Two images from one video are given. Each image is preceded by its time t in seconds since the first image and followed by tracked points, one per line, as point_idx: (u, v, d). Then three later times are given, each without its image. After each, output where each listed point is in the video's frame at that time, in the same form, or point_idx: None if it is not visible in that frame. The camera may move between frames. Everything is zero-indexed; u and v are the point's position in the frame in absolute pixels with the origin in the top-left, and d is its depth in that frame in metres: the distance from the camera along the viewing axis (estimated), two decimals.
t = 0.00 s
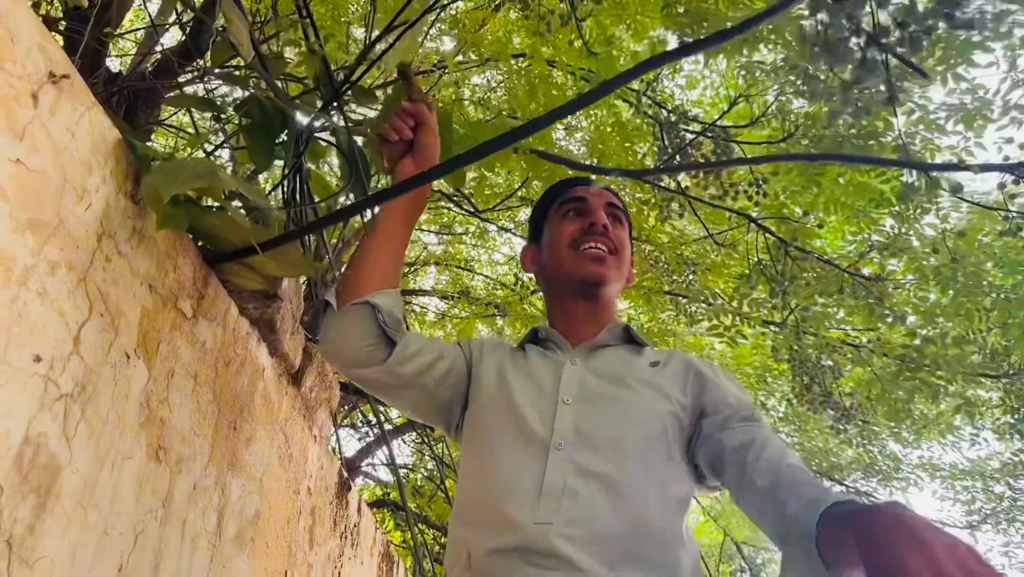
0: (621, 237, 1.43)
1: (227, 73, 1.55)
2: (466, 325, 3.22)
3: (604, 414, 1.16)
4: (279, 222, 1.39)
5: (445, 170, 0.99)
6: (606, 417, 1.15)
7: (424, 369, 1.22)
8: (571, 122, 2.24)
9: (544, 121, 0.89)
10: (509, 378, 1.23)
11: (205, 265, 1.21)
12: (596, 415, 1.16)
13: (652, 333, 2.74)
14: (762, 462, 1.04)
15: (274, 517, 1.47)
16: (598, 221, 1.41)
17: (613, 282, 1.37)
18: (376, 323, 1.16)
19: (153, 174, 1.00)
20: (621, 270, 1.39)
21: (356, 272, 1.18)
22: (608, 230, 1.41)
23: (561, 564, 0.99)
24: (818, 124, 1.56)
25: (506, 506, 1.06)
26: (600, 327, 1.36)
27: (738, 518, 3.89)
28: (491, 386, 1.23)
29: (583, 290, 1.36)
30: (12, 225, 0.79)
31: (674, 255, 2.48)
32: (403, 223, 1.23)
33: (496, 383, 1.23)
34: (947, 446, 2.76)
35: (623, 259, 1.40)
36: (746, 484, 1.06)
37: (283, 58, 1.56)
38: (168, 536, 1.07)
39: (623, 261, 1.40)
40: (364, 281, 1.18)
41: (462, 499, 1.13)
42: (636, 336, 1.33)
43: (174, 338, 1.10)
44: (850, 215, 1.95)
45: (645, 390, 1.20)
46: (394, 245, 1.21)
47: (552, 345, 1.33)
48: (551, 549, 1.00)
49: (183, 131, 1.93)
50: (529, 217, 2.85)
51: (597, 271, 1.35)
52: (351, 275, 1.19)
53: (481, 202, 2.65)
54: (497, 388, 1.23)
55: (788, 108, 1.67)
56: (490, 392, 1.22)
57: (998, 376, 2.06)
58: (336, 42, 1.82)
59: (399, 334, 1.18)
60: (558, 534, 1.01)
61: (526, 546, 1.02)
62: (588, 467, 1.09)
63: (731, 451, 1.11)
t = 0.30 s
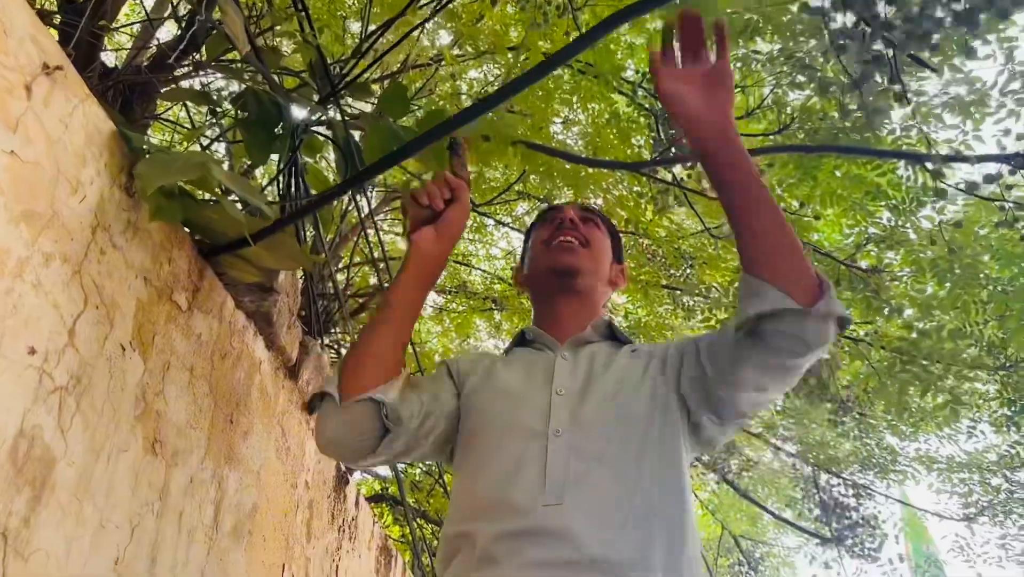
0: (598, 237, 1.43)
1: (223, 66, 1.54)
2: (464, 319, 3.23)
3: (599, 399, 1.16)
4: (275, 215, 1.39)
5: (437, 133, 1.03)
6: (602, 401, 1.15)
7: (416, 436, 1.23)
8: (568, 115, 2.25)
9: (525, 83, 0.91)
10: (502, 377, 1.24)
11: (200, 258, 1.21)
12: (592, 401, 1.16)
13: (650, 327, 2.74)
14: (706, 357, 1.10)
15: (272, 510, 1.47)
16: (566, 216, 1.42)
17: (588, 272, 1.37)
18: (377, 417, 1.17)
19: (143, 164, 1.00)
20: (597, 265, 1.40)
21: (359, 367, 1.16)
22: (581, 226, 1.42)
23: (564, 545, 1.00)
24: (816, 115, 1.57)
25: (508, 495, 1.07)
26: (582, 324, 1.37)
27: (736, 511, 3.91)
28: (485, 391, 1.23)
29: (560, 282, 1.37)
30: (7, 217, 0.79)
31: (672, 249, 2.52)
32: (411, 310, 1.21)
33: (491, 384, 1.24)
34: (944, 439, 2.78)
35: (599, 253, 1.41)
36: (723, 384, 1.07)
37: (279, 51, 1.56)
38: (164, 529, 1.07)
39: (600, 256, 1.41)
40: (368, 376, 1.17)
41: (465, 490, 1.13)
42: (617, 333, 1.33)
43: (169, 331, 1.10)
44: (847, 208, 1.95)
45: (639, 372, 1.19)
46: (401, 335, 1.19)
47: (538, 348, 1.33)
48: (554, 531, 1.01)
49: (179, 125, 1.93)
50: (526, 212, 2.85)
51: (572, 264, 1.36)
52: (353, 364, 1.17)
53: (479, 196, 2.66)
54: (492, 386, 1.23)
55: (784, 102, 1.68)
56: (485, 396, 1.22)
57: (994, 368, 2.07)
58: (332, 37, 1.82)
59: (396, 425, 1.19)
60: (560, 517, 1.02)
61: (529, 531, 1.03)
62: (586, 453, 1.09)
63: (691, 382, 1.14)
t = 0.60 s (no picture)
0: (578, 239, 1.50)
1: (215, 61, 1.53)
2: (460, 315, 3.22)
3: (583, 397, 1.19)
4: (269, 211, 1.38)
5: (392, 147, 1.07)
6: (582, 399, 1.18)
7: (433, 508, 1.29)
8: (565, 110, 2.27)
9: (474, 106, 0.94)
10: (491, 396, 1.27)
11: (192, 253, 1.20)
12: (573, 398, 1.18)
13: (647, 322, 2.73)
14: (678, 304, 1.12)
15: (266, 507, 1.47)
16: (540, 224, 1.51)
17: (565, 273, 1.45)
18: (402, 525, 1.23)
19: (133, 155, 0.98)
20: (578, 265, 1.47)
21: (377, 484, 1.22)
22: (556, 233, 1.50)
23: (549, 532, 1.03)
24: (813, 109, 1.57)
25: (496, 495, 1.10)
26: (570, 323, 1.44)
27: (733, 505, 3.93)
28: (476, 412, 1.27)
29: (542, 287, 1.45)
30: None
31: (668, 243, 2.53)
32: (407, 421, 1.24)
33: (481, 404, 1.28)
34: (941, 433, 2.80)
35: (578, 255, 1.48)
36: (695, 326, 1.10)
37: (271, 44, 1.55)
38: (157, 526, 1.06)
39: (580, 258, 1.48)
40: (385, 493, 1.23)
41: (466, 498, 1.17)
42: (605, 332, 1.36)
43: (161, 327, 1.09)
44: (843, 203, 1.95)
45: (619, 365, 1.22)
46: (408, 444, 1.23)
47: (525, 354, 1.39)
48: (537, 519, 1.04)
49: (173, 120, 1.92)
50: (522, 207, 2.85)
51: (549, 268, 1.44)
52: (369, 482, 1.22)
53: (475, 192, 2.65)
54: (484, 403, 1.27)
55: (780, 95, 1.67)
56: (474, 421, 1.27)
57: (991, 362, 2.07)
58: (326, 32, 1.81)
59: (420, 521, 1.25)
60: (542, 507, 1.05)
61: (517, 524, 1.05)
62: (568, 445, 1.12)
63: (668, 345, 1.16)
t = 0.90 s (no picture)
0: (574, 240, 1.50)
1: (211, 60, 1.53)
2: (457, 314, 3.22)
3: (584, 394, 1.18)
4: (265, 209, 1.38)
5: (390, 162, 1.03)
6: (585, 398, 1.17)
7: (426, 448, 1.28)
8: (562, 109, 2.26)
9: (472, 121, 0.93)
10: (490, 392, 1.27)
11: (187, 252, 1.20)
12: (575, 398, 1.18)
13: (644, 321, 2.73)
14: (687, 309, 1.12)
15: (263, 506, 1.47)
16: (536, 228, 1.50)
17: (562, 276, 1.45)
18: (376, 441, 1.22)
19: (127, 154, 0.98)
20: (574, 267, 1.47)
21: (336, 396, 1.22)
22: (551, 235, 1.49)
23: (549, 533, 1.03)
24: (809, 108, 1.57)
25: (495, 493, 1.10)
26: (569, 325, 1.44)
27: (732, 503, 3.93)
28: (472, 404, 1.27)
29: (539, 290, 1.45)
30: None
31: (666, 242, 2.53)
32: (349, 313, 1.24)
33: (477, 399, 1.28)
34: (937, 430, 2.82)
35: (575, 257, 1.48)
36: (706, 333, 1.10)
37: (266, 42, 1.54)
38: (151, 525, 1.06)
39: (576, 260, 1.48)
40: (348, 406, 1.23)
41: (464, 496, 1.17)
42: (605, 333, 1.35)
43: (156, 326, 1.09)
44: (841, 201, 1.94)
45: (623, 365, 1.21)
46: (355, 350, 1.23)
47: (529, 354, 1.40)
48: (537, 520, 1.04)
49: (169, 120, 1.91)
50: (520, 206, 2.85)
51: (546, 271, 1.44)
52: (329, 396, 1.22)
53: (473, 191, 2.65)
54: (483, 397, 1.27)
55: (776, 93, 1.68)
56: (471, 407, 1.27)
57: (988, 360, 2.08)
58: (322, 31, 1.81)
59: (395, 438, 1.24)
60: (542, 508, 1.05)
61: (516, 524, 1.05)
62: (569, 446, 1.12)
63: (676, 346, 1.16)
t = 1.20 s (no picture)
0: (565, 241, 1.49)
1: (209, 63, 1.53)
2: (456, 317, 3.22)
3: (578, 392, 1.18)
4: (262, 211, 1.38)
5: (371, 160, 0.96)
6: (580, 396, 1.17)
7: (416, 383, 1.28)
8: (561, 112, 2.28)
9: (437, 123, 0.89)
10: (484, 377, 1.26)
11: (186, 255, 1.19)
12: (570, 396, 1.18)
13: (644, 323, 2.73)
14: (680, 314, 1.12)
15: (261, 509, 1.46)
16: (526, 227, 1.50)
17: (551, 275, 1.45)
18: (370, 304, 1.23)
19: (126, 157, 0.98)
20: (564, 267, 1.47)
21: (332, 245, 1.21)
22: (542, 236, 1.49)
23: (548, 532, 1.03)
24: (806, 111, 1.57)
25: (491, 488, 1.09)
26: (558, 325, 1.44)
27: (731, 506, 3.93)
28: (465, 378, 1.26)
29: (528, 289, 1.45)
30: None
31: (664, 244, 2.54)
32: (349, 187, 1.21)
33: (472, 382, 1.25)
34: (937, 433, 2.81)
35: (565, 257, 1.47)
36: (699, 338, 1.09)
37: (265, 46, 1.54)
38: (150, 528, 1.06)
39: (566, 260, 1.47)
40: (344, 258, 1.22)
41: (453, 488, 1.16)
42: (596, 333, 1.36)
43: (154, 328, 1.09)
44: (839, 202, 1.94)
45: (616, 365, 1.21)
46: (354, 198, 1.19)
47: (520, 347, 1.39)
48: (538, 520, 1.04)
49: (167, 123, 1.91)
50: (518, 209, 2.85)
51: (536, 270, 1.44)
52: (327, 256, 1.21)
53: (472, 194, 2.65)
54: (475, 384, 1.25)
55: (774, 96, 1.68)
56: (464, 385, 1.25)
57: (987, 361, 2.08)
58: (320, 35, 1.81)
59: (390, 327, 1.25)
60: (542, 506, 1.05)
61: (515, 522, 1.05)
62: (565, 443, 1.11)
63: (667, 350, 1.16)
